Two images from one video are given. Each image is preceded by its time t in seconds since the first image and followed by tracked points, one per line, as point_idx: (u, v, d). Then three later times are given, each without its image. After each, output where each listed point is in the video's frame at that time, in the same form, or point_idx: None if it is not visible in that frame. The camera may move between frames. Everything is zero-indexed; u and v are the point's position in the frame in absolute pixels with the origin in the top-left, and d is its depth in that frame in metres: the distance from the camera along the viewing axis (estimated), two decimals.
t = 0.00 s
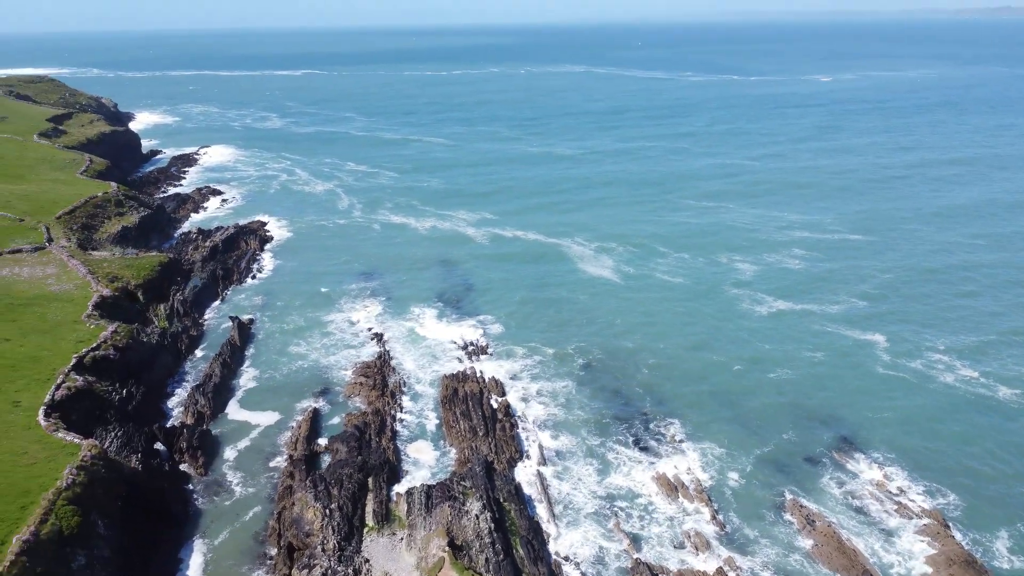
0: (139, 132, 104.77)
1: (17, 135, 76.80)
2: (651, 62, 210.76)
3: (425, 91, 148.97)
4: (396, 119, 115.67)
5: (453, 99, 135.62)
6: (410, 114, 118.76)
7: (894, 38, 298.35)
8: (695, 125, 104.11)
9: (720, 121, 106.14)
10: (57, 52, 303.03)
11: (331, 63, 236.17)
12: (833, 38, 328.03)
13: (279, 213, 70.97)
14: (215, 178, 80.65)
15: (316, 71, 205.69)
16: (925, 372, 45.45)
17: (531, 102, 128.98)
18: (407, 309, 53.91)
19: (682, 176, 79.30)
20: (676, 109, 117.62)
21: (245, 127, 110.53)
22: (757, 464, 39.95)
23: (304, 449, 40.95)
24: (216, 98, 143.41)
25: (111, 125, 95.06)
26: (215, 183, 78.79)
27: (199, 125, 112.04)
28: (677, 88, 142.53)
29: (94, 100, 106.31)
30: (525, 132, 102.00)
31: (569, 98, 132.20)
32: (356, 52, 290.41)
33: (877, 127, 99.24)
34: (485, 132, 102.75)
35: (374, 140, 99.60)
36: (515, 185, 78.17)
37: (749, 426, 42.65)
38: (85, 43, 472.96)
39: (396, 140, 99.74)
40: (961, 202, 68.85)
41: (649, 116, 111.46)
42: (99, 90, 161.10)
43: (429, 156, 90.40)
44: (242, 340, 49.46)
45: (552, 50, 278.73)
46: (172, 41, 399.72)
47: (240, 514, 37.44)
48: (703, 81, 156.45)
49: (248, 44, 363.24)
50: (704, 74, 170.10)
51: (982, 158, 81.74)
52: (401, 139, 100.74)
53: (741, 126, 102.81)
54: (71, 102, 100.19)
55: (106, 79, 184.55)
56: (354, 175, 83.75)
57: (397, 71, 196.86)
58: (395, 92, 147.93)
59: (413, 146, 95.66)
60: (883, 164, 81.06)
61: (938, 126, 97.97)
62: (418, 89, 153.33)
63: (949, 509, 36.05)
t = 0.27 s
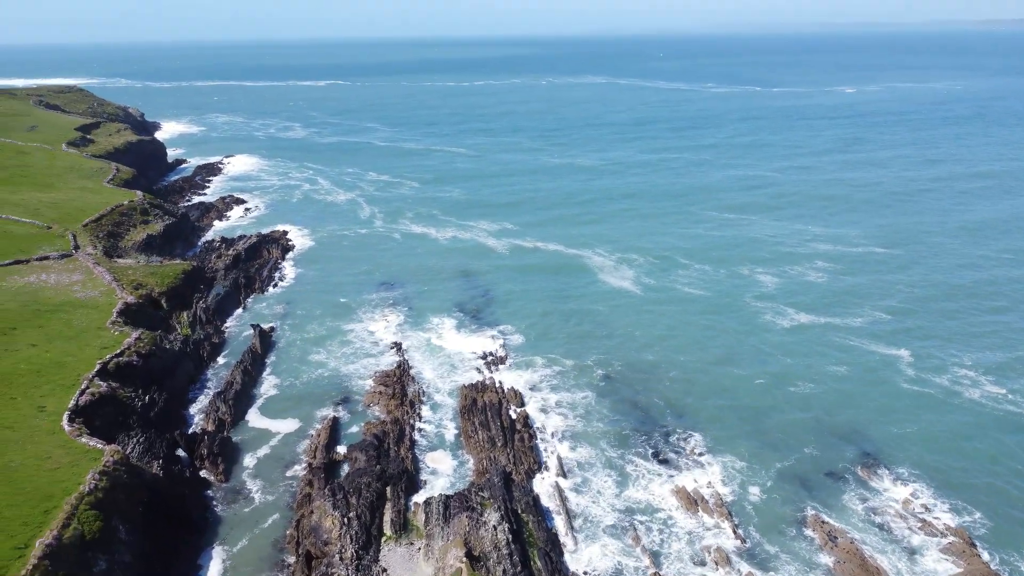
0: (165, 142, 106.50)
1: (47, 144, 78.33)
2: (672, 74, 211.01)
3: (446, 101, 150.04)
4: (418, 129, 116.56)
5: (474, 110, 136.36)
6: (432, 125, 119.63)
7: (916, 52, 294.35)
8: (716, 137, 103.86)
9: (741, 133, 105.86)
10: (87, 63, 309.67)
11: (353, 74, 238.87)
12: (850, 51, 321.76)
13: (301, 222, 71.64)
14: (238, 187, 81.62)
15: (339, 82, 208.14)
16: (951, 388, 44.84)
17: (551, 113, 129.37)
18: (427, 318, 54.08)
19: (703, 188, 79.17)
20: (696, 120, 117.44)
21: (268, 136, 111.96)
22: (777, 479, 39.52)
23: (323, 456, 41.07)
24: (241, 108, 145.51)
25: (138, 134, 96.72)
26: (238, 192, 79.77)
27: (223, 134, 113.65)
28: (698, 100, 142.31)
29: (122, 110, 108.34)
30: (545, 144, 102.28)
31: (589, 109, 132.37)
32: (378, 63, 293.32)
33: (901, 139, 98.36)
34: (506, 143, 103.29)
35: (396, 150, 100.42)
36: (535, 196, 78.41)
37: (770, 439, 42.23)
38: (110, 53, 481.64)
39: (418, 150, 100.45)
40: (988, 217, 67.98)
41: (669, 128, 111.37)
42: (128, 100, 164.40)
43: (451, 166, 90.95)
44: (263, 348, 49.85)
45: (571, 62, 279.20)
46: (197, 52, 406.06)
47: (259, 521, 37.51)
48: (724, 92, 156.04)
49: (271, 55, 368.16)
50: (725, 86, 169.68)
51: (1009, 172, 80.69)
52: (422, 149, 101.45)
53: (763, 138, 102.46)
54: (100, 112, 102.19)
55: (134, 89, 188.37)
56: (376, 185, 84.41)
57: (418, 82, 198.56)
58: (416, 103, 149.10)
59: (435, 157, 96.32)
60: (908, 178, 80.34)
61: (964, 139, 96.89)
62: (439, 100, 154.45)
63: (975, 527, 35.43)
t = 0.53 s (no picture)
0: (191, 150, 108.12)
1: (76, 152, 79.84)
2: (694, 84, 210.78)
3: (467, 112, 150.80)
4: (440, 139, 117.37)
5: (496, 120, 136.95)
6: (453, 135, 120.36)
7: (940, 63, 290.76)
8: (737, 148, 103.46)
9: (763, 144, 105.39)
10: (116, 75, 315.80)
11: (375, 84, 241.02)
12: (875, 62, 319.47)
13: (323, 231, 72.23)
14: (262, 195, 82.51)
15: (361, 92, 210.23)
16: (978, 404, 44.16)
17: (572, 123, 129.60)
18: (449, 327, 54.21)
19: (725, 199, 78.88)
20: (718, 131, 117.02)
21: (292, 145, 113.27)
22: (799, 493, 39.01)
23: (343, 464, 41.16)
24: (265, 117, 147.50)
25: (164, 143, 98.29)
26: (261, 200, 80.72)
27: (248, 143, 115.15)
28: (719, 111, 141.81)
29: (150, 119, 110.21)
30: (566, 154, 102.41)
31: (610, 120, 132.44)
32: (399, 75, 295.92)
33: (927, 151, 97.31)
34: (529, 153, 103.72)
35: (418, 160, 101.11)
36: (556, 206, 78.53)
37: (792, 453, 41.79)
38: (134, 62, 490.62)
39: (439, 160, 101.05)
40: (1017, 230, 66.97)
41: (691, 139, 111.04)
42: (155, 109, 167.48)
43: (473, 176, 91.40)
44: (284, 355, 50.24)
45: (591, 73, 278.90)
46: (233, 67, 413.61)
47: (279, 528, 37.50)
48: (746, 103, 155.32)
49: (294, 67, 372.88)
50: (747, 97, 168.85)
51: None
52: (443, 159, 102.02)
53: (785, 148, 101.92)
54: (128, 121, 104.03)
55: (162, 99, 192.03)
56: (398, 194, 84.99)
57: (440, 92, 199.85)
58: (438, 113, 150.00)
59: (457, 166, 96.88)
60: (934, 190, 79.46)
61: (992, 152, 95.63)
62: (460, 110, 155.36)
63: (1003, 546, 34.72)
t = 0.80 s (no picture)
0: (222, 158, 109.99)
1: (111, 160, 81.64)
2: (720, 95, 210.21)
3: (493, 122, 151.56)
4: (467, 148, 118.25)
5: (521, 130, 137.66)
6: (479, 144, 121.20)
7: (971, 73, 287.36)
8: (764, 159, 102.91)
9: (789, 155, 104.71)
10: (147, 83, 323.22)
11: (400, 94, 243.36)
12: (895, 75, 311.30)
13: (351, 239, 72.93)
14: (291, 203, 83.49)
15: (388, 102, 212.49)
16: (1014, 422, 43.26)
17: (598, 133, 129.70)
18: (476, 337, 54.36)
19: (751, 210, 78.49)
20: (744, 142, 116.33)
21: (320, 154, 114.77)
22: (828, 509, 38.33)
23: (368, 471, 41.29)
24: (294, 126, 149.80)
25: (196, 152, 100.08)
26: (290, 208, 81.81)
27: (277, 151, 116.86)
28: (745, 121, 141.04)
29: (183, 128, 112.40)
30: (592, 164, 102.46)
31: (635, 130, 132.48)
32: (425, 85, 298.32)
33: (959, 163, 95.89)
34: (555, 163, 104.16)
35: (444, 169, 101.87)
36: (581, 216, 78.63)
37: (820, 467, 41.22)
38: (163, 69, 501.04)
39: (466, 169, 101.73)
40: None
41: (718, 149, 110.49)
42: (188, 117, 171.02)
43: (499, 185, 91.84)
44: (311, 362, 50.70)
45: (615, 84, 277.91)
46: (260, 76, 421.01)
47: (303, 533, 37.66)
48: (773, 114, 154.22)
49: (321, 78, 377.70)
50: (774, 107, 167.71)
51: None
52: (469, 168, 102.59)
53: (813, 159, 101.11)
54: (162, 129, 106.19)
55: (195, 108, 196.16)
56: (425, 203, 85.60)
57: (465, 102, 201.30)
58: (465, 123, 151.09)
59: (483, 176, 97.45)
60: (966, 203, 78.31)
61: None
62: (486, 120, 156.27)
63: None
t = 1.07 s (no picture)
0: (252, 166, 111.61)
1: (144, 167, 83.20)
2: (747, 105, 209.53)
3: (518, 131, 152.24)
4: (494, 158, 118.98)
5: (547, 139, 138.27)
6: (505, 154, 121.86)
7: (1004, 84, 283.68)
8: (792, 170, 102.21)
9: (816, 166, 103.89)
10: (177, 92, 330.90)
11: (426, 104, 245.71)
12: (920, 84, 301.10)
13: (378, 247, 73.47)
14: (319, 211, 84.37)
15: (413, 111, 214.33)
16: None
17: (623, 143, 129.74)
18: (503, 346, 54.41)
19: (778, 222, 77.99)
20: (771, 153, 115.57)
21: (348, 162, 116.13)
22: (856, 525, 37.62)
23: (391, 479, 41.29)
24: (322, 135, 151.94)
25: (227, 159, 101.82)
26: (318, 216, 82.79)
27: (305, 160, 118.36)
28: (772, 132, 140.06)
29: (214, 136, 114.22)
30: (617, 174, 102.48)
31: (661, 140, 132.45)
32: (449, 94, 300.48)
33: (993, 175, 94.32)
34: (583, 172, 104.40)
35: (471, 178, 102.50)
36: (607, 225, 78.65)
37: (848, 481, 40.65)
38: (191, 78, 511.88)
39: (492, 178, 102.30)
40: None
41: (744, 160, 109.93)
42: (218, 126, 174.16)
43: (525, 195, 92.21)
44: (337, 369, 51.09)
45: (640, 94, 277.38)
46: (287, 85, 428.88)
47: (327, 540, 37.74)
48: (801, 124, 153.12)
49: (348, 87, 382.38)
50: (801, 118, 166.44)
51: None
52: (495, 177, 103.08)
53: (841, 171, 100.20)
54: (194, 138, 108.10)
55: (226, 117, 199.66)
56: (451, 211, 86.09)
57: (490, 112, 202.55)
58: (491, 132, 152.14)
59: (510, 185, 97.89)
60: (999, 216, 76.98)
61: None
62: (510, 129, 156.94)
63: None
